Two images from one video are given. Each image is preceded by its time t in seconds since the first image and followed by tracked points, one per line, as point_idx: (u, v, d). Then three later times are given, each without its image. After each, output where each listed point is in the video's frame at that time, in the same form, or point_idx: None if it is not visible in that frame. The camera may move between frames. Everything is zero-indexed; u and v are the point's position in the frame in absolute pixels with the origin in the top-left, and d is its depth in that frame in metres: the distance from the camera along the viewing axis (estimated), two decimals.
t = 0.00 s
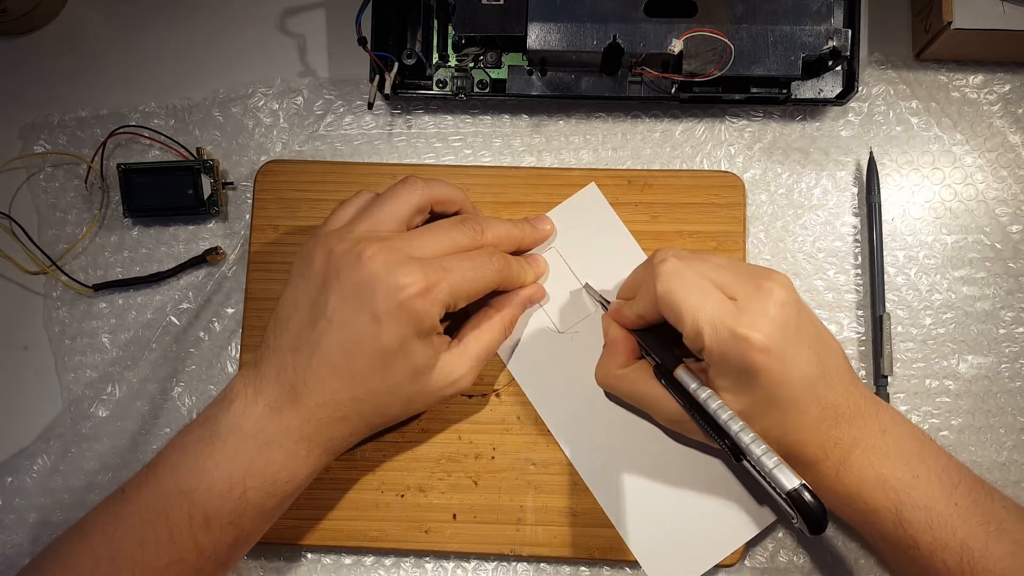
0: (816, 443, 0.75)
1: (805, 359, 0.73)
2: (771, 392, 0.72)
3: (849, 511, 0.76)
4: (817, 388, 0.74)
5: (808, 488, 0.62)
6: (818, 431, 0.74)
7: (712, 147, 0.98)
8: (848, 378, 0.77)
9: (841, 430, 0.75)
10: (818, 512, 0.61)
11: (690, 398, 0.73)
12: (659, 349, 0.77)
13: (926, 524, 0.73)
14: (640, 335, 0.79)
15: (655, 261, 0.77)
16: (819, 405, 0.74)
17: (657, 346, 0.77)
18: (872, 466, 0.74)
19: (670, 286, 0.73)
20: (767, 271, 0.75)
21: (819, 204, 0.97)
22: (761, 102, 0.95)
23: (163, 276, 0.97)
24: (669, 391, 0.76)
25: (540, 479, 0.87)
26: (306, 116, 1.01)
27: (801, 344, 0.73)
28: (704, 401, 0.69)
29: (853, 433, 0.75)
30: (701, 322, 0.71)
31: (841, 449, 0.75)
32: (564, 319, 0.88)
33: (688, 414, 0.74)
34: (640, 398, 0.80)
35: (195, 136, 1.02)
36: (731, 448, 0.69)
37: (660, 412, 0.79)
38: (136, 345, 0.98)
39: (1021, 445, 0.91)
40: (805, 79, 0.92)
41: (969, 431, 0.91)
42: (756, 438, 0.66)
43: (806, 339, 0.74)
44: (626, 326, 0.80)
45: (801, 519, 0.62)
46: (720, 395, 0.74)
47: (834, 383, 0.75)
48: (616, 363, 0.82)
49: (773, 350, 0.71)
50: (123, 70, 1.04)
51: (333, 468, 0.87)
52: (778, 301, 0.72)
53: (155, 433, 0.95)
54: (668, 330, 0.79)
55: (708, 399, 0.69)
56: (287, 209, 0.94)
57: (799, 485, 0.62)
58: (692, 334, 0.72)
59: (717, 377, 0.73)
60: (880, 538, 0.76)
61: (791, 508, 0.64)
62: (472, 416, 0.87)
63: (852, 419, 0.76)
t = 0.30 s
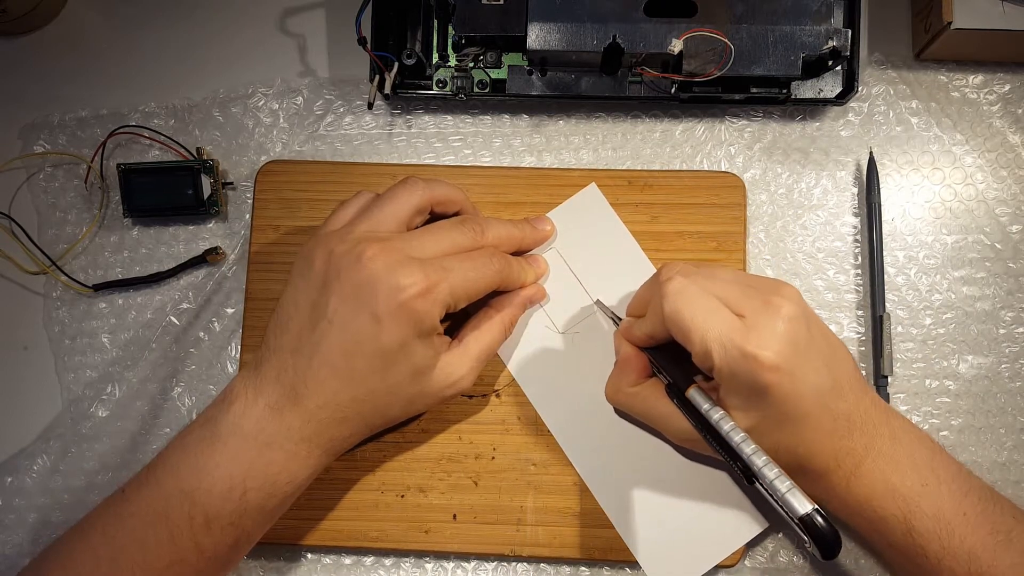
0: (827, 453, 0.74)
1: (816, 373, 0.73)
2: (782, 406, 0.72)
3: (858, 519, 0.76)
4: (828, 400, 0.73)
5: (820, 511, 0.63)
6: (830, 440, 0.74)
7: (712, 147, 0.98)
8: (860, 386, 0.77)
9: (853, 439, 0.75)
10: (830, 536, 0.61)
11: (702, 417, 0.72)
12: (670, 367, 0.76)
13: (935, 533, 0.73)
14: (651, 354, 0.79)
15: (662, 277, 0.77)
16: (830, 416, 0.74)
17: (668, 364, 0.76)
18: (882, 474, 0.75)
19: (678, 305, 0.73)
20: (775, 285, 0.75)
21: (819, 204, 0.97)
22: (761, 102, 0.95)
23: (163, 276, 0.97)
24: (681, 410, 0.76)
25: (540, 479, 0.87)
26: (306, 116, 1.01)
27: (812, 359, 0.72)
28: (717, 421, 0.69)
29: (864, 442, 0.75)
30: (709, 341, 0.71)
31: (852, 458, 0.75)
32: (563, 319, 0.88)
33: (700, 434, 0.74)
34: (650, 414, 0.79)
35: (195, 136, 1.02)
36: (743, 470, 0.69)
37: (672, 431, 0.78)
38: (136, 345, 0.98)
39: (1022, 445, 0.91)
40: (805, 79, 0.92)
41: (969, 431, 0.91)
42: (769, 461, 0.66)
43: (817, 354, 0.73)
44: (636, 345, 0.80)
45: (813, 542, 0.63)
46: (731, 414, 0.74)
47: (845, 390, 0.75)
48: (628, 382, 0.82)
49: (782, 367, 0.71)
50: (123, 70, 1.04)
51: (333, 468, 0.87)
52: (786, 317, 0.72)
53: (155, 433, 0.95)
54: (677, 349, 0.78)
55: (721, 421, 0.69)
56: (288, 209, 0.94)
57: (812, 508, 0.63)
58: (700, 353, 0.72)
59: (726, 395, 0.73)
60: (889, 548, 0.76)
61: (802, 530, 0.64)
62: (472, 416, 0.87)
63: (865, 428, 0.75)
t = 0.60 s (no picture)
0: (830, 444, 0.75)
1: (819, 365, 0.73)
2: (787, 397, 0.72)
3: (858, 511, 0.76)
4: (830, 391, 0.74)
5: (833, 501, 0.62)
6: (832, 432, 0.74)
7: (712, 147, 0.98)
8: (860, 379, 0.77)
9: (855, 430, 0.75)
10: (843, 526, 0.60)
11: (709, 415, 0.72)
12: (675, 363, 0.76)
13: (936, 522, 0.73)
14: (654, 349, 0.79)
15: (665, 271, 0.77)
16: (833, 407, 0.74)
17: (673, 360, 0.76)
18: (884, 465, 0.75)
19: (684, 296, 0.72)
20: (776, 280, 0.76)
21: (819, 204, 0.97)
22: (761, 102, 0.95)
23: (163, 276, 0.97)
24: (688, 407, 0.75)
25: (540, 479, 0.87)
26: (306, 116, 1.01)
27: (815, 350, 0.73)
28: (724, 414, 0.68)
29: (866, 432, 0.75)
30: (716, 332, 0.71)
31: (855, 449, 0.75)
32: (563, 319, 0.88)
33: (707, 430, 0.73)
34: (655, 410, 0.80)
35: (195, 136, 1.02)
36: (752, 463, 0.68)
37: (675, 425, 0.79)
38: (136, 345, 0.98)
39: (1022, 445, 0.91)
40: (805, 79, 0.92)
41: (969, 431, 0.91)
42: (777, 451, 0.65)
43: (820, 345, 0.74)
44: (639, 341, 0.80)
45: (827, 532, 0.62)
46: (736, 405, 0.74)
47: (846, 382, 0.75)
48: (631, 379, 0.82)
49: (787, 357, 0.71)
50: (123, 70, 1.04)
51: (334, 468, 0.87)
52: (791, 309, 0.72)
53: (155, 433, 0.95)
54: (681, 343, 0.78)
55: (728, 413, 0.68)
56: (287, 209, 0.94)
57: (824, 497, 0.61)
58: (707, 344, 0.72)
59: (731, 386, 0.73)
60: (891, 539, 0.76)
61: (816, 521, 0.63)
62: (472, 416, 0.87)
63: (868, 418, 0.76)
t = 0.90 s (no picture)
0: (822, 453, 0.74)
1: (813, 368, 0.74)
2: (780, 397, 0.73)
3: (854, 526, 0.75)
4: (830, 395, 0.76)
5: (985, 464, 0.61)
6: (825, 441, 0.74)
7: (712, 146, 0.98)
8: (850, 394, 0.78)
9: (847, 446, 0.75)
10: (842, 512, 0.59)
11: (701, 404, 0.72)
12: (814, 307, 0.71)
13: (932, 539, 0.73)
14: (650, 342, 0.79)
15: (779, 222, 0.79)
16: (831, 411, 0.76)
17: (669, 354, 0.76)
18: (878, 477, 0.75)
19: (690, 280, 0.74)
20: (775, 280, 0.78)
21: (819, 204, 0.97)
22: (760, 102, 0.95)
23: (163, 276, 0.97)
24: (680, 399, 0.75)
25: (541, 479, 0.87)
26: (306, 116, 1.01)
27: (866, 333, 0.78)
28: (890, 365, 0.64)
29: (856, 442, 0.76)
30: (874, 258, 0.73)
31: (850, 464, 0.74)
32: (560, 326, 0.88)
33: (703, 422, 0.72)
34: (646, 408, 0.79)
35: (195, 136, 1.02)
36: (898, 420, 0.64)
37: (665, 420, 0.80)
38: (135, 345, 0.98)
39: (1022, 445, 0.91)
40: (805, 79, 0.92)
41: (969, 431, 0.91)
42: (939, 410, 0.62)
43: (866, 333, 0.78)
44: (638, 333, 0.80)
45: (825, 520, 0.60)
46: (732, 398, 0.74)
47: (835, 391, 0.77)
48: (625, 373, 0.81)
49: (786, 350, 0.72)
50: (123, 70, 1.04)
51: (334, 468, 0.88)
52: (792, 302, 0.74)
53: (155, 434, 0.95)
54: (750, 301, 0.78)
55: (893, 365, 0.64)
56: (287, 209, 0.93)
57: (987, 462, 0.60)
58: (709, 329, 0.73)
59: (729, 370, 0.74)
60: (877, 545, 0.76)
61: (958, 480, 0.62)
62: (471, 416, 0.88)
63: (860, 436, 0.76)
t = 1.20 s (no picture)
0: (801, 460, 0.75)
1: (792, 377, 0.76)
2: (760, 402, 0.75)
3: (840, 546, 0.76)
4: (802, 413, 0.76)
5: (806, 490, 0.59)
6: (806, 449, 0.75)
7: (712, 147, 0.98)
8: (832, 403, 0.79)
9: (827, 456, 0.76)
10: (817, 516, 0.58)
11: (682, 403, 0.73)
12: (652, 356, 0.78)
13: (916, 553, 0.73)
14: (633, 342, 0.81)
15: (650, 265, 0.80)
16: (803, 429, 0.76)
17: (652, 354, 0.78)
18: (862, 498, 0.74)
19: (672, 284, 0.76)
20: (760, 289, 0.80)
21: (820, 204, 0.96)
22: (760, 102, 0.95)
23: (163, 276, 0.97)
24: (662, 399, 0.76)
25: (540, 479, 0.87)
26: (306, 116, 1.01)
27: (792, 361, 0.77)
28: (698, 403, 0.69)
29: (837, 459, 0.76)
30: (698, 322, 0.75)
31: (828, 473, 0.75)
32: (565, 331, 0.88)
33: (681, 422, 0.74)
34: (628, 407, 0.81)
35: (195, 136, 1.02)
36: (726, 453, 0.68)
37: (649, 422, 0.81)
38: (135, 345, 0.98)
39: (1021, 448, 0.91)
40: (805, 79, 0.92)
41: (969, 434, 0.91)
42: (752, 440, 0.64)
43: (798, 359, 0.77)
44: (622, 334, 0.81)
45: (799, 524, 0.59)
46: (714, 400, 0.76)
47: (811, 411, 0.77)
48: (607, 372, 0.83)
49: (764, 358, 0.75)
50: (123, 70, 1.04)
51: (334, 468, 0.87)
52: (774, 312, 0.77)
53: (155, 434, 0.95)
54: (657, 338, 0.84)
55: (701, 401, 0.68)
56: (288, 209, 0.94)
57: (797, 485, 0.59)
58: (688, 335, 0.75)
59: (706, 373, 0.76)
60: (855, 555, 0.75)
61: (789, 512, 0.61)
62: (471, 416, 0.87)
63: (839, 446, 0.77)
